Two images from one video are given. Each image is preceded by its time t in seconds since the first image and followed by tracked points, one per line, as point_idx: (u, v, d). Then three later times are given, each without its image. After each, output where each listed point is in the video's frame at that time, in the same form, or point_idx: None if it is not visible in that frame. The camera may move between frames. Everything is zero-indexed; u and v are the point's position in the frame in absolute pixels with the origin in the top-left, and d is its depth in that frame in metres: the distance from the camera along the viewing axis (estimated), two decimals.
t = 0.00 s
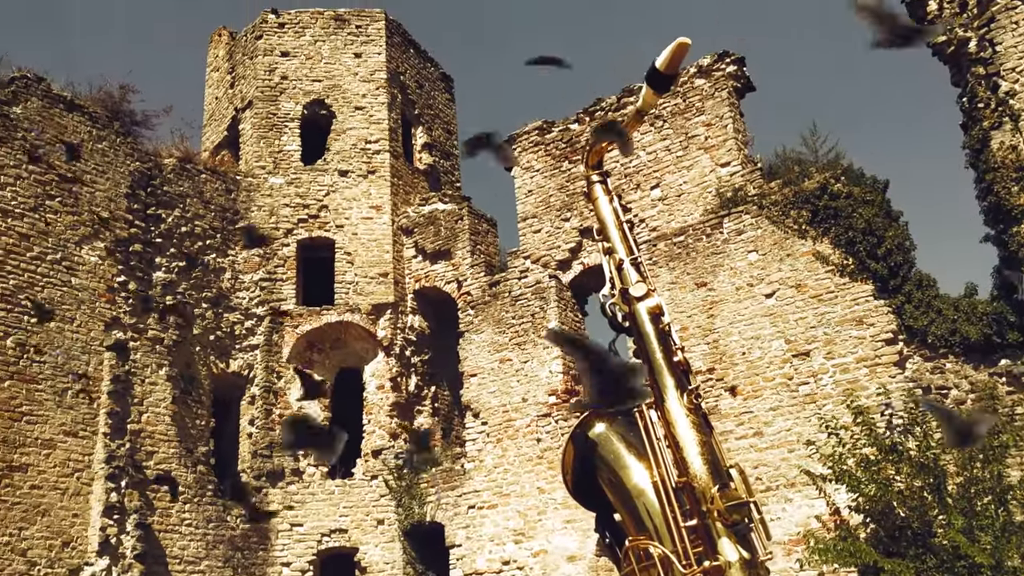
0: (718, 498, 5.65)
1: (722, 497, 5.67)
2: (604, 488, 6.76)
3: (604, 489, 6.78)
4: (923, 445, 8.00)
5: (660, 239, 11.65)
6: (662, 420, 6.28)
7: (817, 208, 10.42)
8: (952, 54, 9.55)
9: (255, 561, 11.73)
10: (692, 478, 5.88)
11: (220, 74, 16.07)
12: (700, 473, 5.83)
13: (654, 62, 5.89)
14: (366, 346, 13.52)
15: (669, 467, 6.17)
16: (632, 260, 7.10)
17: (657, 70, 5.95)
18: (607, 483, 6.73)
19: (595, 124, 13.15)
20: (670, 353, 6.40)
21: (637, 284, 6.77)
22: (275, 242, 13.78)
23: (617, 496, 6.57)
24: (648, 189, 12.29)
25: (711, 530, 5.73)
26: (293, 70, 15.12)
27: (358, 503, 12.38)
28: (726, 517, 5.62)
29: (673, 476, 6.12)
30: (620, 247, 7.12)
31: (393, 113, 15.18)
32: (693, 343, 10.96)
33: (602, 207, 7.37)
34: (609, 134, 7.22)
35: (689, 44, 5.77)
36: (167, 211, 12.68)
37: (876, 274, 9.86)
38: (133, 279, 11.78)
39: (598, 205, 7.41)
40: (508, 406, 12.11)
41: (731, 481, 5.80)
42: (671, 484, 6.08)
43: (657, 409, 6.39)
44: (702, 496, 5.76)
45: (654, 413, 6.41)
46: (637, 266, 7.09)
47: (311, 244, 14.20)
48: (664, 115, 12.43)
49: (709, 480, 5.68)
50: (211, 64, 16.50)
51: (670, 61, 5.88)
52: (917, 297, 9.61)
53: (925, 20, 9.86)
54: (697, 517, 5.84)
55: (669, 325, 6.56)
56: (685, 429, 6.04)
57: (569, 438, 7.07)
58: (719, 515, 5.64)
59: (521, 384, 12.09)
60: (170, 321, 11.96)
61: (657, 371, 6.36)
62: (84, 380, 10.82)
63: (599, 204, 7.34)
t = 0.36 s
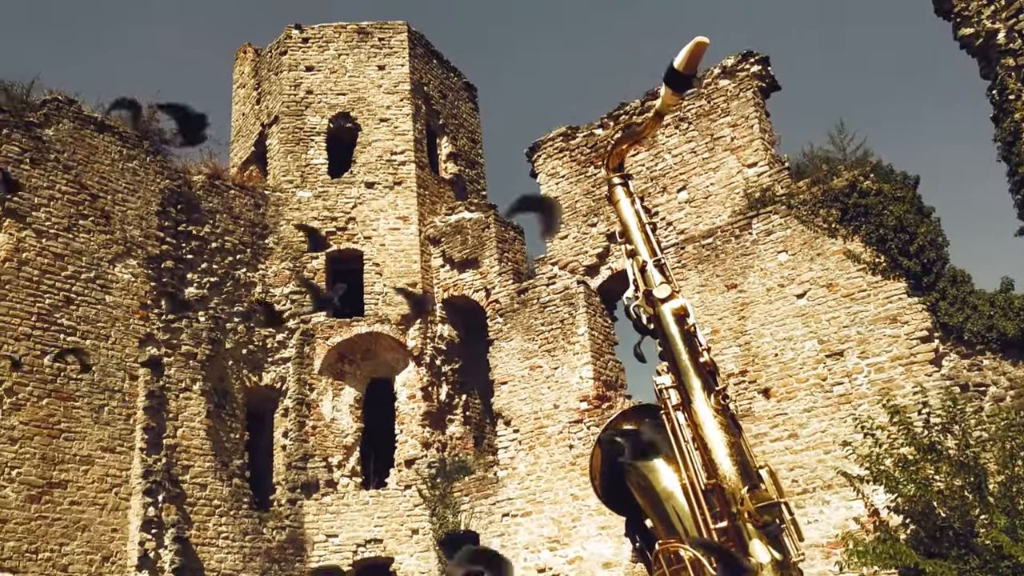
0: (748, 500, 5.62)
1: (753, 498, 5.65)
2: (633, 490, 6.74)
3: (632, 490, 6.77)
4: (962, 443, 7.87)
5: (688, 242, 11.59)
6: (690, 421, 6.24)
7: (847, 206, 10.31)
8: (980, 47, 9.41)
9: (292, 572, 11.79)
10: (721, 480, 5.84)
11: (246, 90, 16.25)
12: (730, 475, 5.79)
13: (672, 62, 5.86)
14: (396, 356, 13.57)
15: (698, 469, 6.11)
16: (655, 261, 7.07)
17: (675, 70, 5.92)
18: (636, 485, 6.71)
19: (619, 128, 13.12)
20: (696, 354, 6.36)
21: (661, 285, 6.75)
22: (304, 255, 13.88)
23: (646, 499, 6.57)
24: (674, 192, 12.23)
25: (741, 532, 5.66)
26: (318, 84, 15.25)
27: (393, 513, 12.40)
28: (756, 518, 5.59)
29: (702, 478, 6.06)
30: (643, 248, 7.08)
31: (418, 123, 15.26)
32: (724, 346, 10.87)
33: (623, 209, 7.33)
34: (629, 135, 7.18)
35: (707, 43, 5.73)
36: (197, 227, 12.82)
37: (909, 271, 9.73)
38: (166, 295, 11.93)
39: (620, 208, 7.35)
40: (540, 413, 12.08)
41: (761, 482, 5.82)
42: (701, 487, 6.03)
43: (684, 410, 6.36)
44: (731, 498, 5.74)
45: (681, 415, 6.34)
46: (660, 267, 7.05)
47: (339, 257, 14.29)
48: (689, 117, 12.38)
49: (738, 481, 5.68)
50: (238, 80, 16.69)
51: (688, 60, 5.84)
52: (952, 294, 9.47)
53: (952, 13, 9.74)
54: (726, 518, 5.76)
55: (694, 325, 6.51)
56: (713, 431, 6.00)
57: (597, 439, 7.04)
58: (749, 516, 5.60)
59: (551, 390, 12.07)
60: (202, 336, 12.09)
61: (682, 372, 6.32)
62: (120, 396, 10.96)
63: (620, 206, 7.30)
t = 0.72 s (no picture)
0: (770, 495, 5.51)
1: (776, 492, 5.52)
2: (654, 489, 6.67)
3: (653, 489, 6.70)
4: (1001, 444, 7.73)
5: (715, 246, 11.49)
6: (709, 415, 6.17)
7: (875, 206, 10.18)
8: (1007, 41, 9.27)
9: None
10: (743, 474, 5.76)
11: (270, 108, 16.39)
12: (752, 469, 5.72)
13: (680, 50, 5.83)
14: (424, 368, 13.54)
15: (717, 464, 6.05)
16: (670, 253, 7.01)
17: (685, 58, 5.89)
18: (657, 484, 6.64)
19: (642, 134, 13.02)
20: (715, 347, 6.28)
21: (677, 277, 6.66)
22: (330, 270, 13.95)
23: (668, 498, 6.49)
24: (700, 196, 12.14)
25: (764, 526, 5.59)
26: (340, 100, 15.35)
27: (424, 525, 12.39)
28: (779, 512, 5.47)
29: (724, 473, 5.99)
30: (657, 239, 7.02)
31: (440, 136, 15.30)
32: (754, 350, 10.76)
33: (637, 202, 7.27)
34: (641, 126, 7.14)
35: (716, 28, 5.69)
36: (225, 245, 12.93)
37: (940, 270, 9.58)
38: (195, 312, 12.04)
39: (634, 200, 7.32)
40: (569, 421, 12.02)
41: (785, 477, 5.69)
42: (722, 483, 5.97)
43: (703, 404, 6.29)
44: (754, 492, 5.66)
45: (700, 409, 6.27)
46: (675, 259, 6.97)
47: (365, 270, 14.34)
48: (712, 120, 12.31)
49: (761, 476, 5.62)
50: (261, 98, 16.84)
51: (697, 47, 5.81)
52: (985, 292, 9.31)
53: (977, 7, 9.60)
54: (750, 514, 5.69)
55: (712, 317, 6.45)
56: (734, 424, 5.93)
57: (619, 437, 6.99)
58: (772, 510, 5.49)
59: (580, 399, 12.00)
60: (232, 352, 12.17)
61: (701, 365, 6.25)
62: (152, 414, 11.05)
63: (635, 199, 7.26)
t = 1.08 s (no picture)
0: (796, 512, 5.46)
1: (801, 509, 5.48)
2: (676, 506, 6.55)
3: (675, 506, 6.57)
4: None
5: (742, 261, 11.41)
6: (732, 430, 6.07)
7: (905, 217, 10.05)
8: None
9: None
10: (767, 491, 5.68)
11: (297, 129, 16.56)
12: (775, 486, 5.64)
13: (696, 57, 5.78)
14: (450, 386, 13.49)
15: (740, 481, 5.96)
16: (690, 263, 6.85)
17: (701, 65, 5.84)
18: (679, 501, 6.52)
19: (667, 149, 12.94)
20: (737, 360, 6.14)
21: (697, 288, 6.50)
22: (357, 288, 14.01)
23: (691, 515, 6.38)
24: (726, 211, 12.08)
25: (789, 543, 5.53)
26: (366, 119, 15.47)
27: (453, 543, 12.34)
28: (805, 530, 5.43)
29: (747, 490, 5.90)
30: (676, 250, 6.87)
31: (465, 154, 15.37)
32: (784, 365, 10.65)
33: (655, 213, 7.13)
34: (659, 135, 7.05)
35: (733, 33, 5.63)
36: (253, 264, 13.05)
37: (972, 282, 9.42)
38: (224, 332, 12.15)
39: (652, 211, 7.18)
40: (597, 438, 11.94)
41: (810, 493, 5.64)
42: (746, 500, 5.88)
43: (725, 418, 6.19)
44: (779, 509, 5.59)
45: (722, 423, 6.17)
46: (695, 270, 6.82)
47: (392, 288, 14.38)
48: (738, 134, 12.25)
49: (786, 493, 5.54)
50: (288, 119, 17.02)
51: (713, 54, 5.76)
52: (1019, 304, 9.16)
53: (1005, 15, 9.48)
54: (774, 531, 5.62)
55: (732, 329, 6.30)
56: (758, 439, 5.84)
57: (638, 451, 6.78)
58: (797, 528, 5.45)
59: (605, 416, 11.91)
60: (260, 371, 12.24)
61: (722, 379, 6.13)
62: (182, 433, 11.13)
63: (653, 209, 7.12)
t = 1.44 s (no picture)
0: (809, 532, 4.99)
1: (815, 529, 5.00)
2: (688, 527, 6.34)
3: (687, 528, 6.37)
4: None
5: (758, 286, 11.35)
6: (744, 449, 5.68)
7: (923, 243, 9.97)
8: None
9: None
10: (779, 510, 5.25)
11: (315, 152, 16.68)
12: (788, 505, 5.20)
13: (709, 71, 5.70)
14: (465, 409, 13.44)
15: (754, 501, 5.59)
16: (703, 279, 6.52)
17: (714, 79, 5.76)
18: (691, 522, 6.31)
19: (684, 174, 12.91)
20: (749, 377, 5.78)
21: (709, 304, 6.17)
22: (373, 310, 14.02)
23: (702, 536, 6.17)
24: (743, 236, 12.03)
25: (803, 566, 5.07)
26: (383, 143, 15.55)
27: (465, 568, 12.23)
28: (819, 551, 4.96)
29: (760, 510, 5.53)
30: (688, 266, 6.54)
31: (482, 178, 15.42)
32: (801, 391, 10.56)
33: (667, 229, 6.81)
34: (671, 151, 6.74)
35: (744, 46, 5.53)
36: (269, 286, 13.11)
37: (992, 309, 9.32)
38: (240, 353, 12.18)
39: (664, 228, 6.86)
40: (612, 464, 11.83)
41: (825, 514, 5.19)
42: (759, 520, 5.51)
43: (737, 437, 5.82)
44: (791, 530, 5.14)
45: (735, 442, 5.80)
46: (708, 285, 6.49)
47: (407, 311, 14.39)
48: (754, 159, 12.23)
49: (799, 512, 5.10)
50: (307, 143, 17.15)
51: (725, 67, 5.68)
52: None
53: None
54: (787, 554, 5.17)
55: (744, 345, 5.95)
56: (769, 457, 5.43)
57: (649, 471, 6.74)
58: (811, 550, 4.99)
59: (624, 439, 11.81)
60: (275, 392, 12.26)
61: (734, 397, 5.76)
62: (196, 454, 11.14)
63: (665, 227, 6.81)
